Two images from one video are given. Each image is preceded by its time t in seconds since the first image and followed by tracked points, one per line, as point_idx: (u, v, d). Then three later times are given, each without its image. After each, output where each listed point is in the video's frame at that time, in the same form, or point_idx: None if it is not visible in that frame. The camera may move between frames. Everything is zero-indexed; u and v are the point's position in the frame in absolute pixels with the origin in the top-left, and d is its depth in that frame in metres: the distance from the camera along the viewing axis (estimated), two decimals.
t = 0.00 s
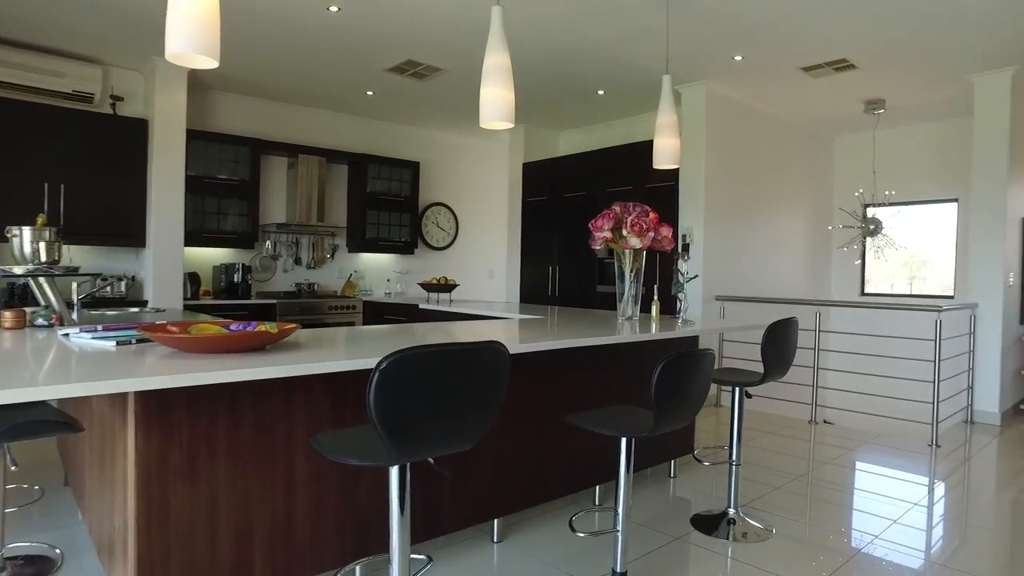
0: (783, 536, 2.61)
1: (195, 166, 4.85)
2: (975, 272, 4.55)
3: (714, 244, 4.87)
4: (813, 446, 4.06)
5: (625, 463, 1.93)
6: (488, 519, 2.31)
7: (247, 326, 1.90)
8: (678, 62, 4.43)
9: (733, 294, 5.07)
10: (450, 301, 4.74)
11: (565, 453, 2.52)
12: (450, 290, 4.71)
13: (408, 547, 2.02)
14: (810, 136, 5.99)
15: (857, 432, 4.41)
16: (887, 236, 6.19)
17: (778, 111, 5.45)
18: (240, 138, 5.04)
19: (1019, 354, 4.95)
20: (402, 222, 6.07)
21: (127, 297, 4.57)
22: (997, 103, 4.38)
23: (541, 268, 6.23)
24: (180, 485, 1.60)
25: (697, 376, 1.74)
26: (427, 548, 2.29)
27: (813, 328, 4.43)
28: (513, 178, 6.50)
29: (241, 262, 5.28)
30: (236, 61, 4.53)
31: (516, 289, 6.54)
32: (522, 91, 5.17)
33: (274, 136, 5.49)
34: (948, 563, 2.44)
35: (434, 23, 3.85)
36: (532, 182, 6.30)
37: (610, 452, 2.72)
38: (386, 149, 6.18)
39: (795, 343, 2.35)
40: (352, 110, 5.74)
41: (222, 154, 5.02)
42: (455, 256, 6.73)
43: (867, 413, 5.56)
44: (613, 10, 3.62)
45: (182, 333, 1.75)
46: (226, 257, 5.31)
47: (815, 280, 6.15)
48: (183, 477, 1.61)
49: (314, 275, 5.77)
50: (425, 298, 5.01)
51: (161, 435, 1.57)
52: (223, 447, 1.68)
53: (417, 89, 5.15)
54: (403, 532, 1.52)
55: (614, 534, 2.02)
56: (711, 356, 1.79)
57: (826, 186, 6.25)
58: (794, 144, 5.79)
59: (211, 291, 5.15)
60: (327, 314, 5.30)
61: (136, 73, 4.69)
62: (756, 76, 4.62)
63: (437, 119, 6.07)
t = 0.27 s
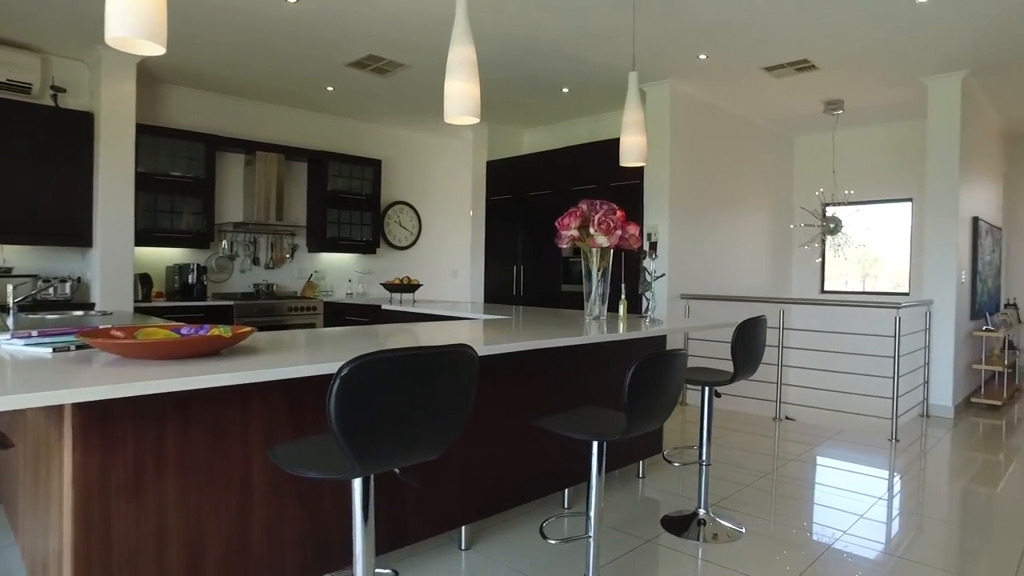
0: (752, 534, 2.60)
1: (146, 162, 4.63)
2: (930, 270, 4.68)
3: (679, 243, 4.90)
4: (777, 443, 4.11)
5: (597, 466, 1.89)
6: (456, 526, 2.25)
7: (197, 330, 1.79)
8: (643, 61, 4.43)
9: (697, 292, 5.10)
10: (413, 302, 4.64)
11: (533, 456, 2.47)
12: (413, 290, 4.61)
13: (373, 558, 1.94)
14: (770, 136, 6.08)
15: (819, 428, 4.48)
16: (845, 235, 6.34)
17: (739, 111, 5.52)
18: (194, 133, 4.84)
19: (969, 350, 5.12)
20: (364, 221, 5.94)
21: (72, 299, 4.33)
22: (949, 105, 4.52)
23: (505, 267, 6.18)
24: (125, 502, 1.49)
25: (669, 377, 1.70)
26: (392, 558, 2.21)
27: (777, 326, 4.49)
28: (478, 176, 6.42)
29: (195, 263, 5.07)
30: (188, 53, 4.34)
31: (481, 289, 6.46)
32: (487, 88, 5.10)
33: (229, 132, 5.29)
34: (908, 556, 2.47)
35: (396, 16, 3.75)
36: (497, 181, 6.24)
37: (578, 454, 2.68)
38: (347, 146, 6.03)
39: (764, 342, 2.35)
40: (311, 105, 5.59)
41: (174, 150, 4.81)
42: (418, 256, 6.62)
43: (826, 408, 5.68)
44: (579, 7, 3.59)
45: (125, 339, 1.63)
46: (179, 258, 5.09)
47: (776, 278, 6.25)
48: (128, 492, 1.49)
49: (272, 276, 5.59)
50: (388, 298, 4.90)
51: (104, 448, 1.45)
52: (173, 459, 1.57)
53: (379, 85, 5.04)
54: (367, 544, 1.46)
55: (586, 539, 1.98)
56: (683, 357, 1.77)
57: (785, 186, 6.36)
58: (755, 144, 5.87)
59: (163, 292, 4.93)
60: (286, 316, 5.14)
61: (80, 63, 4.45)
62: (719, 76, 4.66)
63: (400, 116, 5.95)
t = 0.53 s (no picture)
0: (719, 535, 2.58)
1: (87, 157, 4.37)
2: (886, 266, 4.78)
3: (642, 241, 4.89)
4: (740, 440, 4.14)
5: (566, 470, 1.82)
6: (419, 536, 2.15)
7: (137, 335, 1.64)
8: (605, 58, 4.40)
9: (660, 290, 5.11)
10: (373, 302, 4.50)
11: (498, 461, 2.39)
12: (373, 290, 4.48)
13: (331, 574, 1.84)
14: (730, 136, 6.15)
15: (781, 425, 4.52)
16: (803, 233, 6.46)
17: (700, 110, 5.55)
18: (139, 127, 4.60)
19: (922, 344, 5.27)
20: (322, 220, 5.76)
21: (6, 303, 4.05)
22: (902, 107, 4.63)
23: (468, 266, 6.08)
24: (51, 525, 1.35)
25: (639, 378, 1.65)
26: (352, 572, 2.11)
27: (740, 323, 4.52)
28: (440, 174, 6.30)
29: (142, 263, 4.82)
30: (131, 42, 4.11)
31: (444, 289, 6.34)
32: (448, 83, 5.00)
33: (177, 126, 5.05)
34: (863, 549, 2.49)
35: (352, 8, 3.62)
36: (458, 178, 6.13)
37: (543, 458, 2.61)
38: (303, 142, 5.84)
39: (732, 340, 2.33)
40: (265, 100, 5.38)
41: (119, 144, 4.55)
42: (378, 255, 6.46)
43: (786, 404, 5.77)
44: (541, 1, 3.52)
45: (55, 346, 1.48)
46: (125, 258, 4.83)
47: (736, 276, 6.32)
48: (54, 514, 1.35)
49: (226, 277, 5.37)
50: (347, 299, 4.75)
51: (26, 467, 1.31)
52: (106, 477, 1.44)
53: (336, 79, 4.88)
54: (324, 562, 1.36)
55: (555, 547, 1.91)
56: (654, 357, 1.71)
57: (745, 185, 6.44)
58: (715, 143, 5.93)
59: (108, 295, 4.67)
60: (241, 318, 4.93)
61: (11, 50, 4.17)
62: (681, 74, 4.66)
63: (359, 112, 5.79)
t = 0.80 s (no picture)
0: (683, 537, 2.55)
1: (14, 151, 4.07)
2: (839, 265, 4.87)
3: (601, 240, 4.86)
4: (700, 439, 4.15)
5: (529, 477, 1.75)
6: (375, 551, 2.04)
7: (60, 342, 1.48)
8: (564, 55, 4.34)
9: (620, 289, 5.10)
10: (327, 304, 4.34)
11: (457, 468, 2.29)
12: (326, 291, 4.31)
13: None
14: (687, 135, 6.19)
15: (740, 422, 4.56)
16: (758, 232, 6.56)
17: (658, 109, 5.57)
18: (74, 120, 4.31)
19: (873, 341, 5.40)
20: (274, 219, 5.54)
21: None
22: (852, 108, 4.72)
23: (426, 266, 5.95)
24: None
25: (605, 382, 1.58)
26: None
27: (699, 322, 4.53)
28: (396, 171, 6.15)
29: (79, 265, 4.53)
30: (61, 29, 3.84)
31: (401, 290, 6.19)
32: (403, 78, 4.86)
33: (115, 119, 4.77)
34: (818, 546, 2.48)
35: None
36: (414, 176, 5.99)
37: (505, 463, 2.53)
38: (252, 138, 5.60)
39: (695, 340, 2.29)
40: (211, 93, 5.14)
41: (51, 138, 4.24)
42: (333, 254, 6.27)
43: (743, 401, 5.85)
44: None
45: None
46: (58, 259, 4.52)
47: (694, 274, 6.38)
48: None
49: (171, 278, 5.10)
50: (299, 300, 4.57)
51: None
52: (19, 505, 1.28)
53: (285, 72, 4.68)
54: None
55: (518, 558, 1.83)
56: (619, 359, 1.65)
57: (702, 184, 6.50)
58: (673, 142, 5.95)
59: (40, 298, 4.37)
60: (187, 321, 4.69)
61: None
62: (639, 71, 4.65)
63: (311, 107, 5.59)
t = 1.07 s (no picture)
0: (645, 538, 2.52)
1: None
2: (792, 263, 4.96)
3: (560, 238, 4.82)
4: (660, 437, 4.15)
5: (489, 486, 1.67)
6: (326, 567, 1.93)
7: None
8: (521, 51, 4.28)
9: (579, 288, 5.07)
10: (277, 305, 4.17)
11: (414, 477, 2.20)
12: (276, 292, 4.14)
13: None
14: (644, 134, 6.22)
15: (698, 420, 4.59)
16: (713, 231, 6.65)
17: (615, 107, 5.57)
18: None
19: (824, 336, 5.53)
20: (221, 218, 5.30)
21: None
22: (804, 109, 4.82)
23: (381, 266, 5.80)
24: None
25: (568, 386, 1.51)
26: None
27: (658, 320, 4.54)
28: (350, 169, 5.98)
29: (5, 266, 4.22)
30: None
31: (356, 290, 6.02)
32: (357, 72, 4.72)
33: (45, 110, 4.47)
34: (774, 542, 2.48)
35: None
36: (369, 173, 5.84)
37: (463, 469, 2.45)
38: (197, 132, 5.35)
39: (657, 339, 2.26)
40: (151, 84, 4.87)
41: None
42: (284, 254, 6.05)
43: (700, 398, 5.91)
44: None
45: None
46: None
47: (652, 273, 6.41)
48: None
49: (109, 279, 4.81)
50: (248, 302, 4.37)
51: None
52: None
53: (232, 64, 4.48)
54: None
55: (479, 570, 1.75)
56: (582, 361, 1.59)
57: (659, 183, 6.55)
58: (630, 141, 5.97)
59: None
60: (127, 325, 4.43)
61: None
62: (596, 69, 4.63)
63: (260, 100, 5.38)
